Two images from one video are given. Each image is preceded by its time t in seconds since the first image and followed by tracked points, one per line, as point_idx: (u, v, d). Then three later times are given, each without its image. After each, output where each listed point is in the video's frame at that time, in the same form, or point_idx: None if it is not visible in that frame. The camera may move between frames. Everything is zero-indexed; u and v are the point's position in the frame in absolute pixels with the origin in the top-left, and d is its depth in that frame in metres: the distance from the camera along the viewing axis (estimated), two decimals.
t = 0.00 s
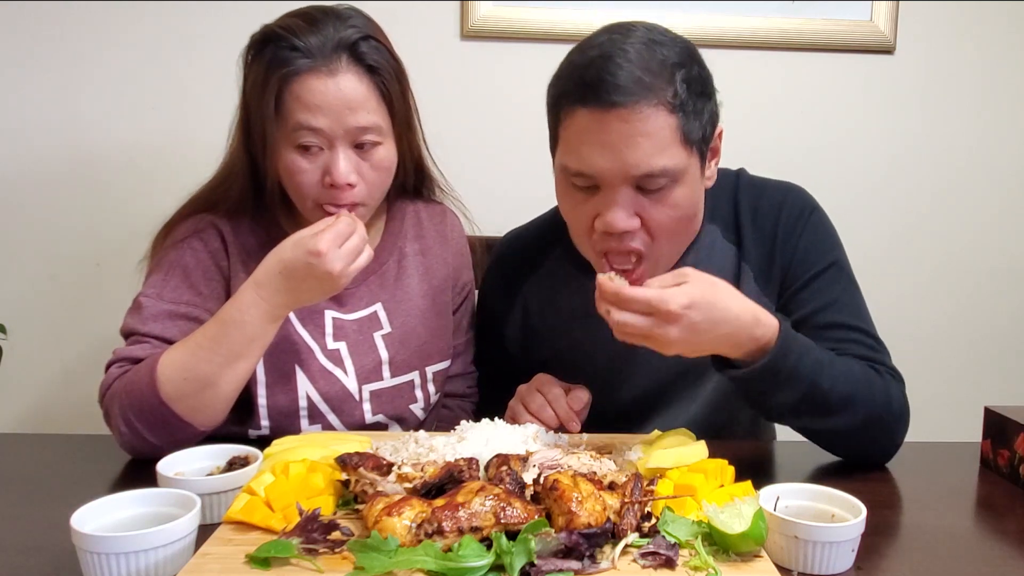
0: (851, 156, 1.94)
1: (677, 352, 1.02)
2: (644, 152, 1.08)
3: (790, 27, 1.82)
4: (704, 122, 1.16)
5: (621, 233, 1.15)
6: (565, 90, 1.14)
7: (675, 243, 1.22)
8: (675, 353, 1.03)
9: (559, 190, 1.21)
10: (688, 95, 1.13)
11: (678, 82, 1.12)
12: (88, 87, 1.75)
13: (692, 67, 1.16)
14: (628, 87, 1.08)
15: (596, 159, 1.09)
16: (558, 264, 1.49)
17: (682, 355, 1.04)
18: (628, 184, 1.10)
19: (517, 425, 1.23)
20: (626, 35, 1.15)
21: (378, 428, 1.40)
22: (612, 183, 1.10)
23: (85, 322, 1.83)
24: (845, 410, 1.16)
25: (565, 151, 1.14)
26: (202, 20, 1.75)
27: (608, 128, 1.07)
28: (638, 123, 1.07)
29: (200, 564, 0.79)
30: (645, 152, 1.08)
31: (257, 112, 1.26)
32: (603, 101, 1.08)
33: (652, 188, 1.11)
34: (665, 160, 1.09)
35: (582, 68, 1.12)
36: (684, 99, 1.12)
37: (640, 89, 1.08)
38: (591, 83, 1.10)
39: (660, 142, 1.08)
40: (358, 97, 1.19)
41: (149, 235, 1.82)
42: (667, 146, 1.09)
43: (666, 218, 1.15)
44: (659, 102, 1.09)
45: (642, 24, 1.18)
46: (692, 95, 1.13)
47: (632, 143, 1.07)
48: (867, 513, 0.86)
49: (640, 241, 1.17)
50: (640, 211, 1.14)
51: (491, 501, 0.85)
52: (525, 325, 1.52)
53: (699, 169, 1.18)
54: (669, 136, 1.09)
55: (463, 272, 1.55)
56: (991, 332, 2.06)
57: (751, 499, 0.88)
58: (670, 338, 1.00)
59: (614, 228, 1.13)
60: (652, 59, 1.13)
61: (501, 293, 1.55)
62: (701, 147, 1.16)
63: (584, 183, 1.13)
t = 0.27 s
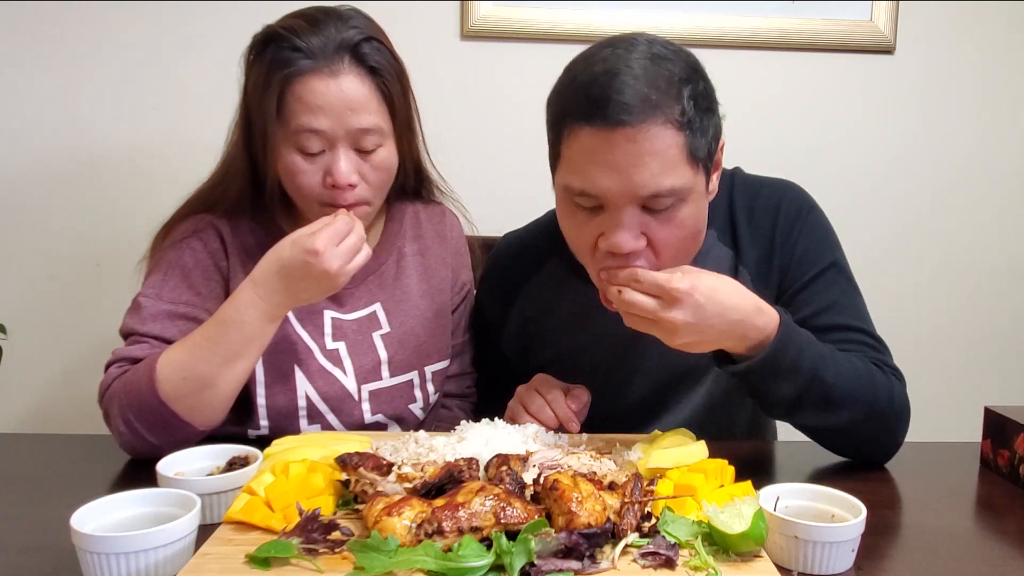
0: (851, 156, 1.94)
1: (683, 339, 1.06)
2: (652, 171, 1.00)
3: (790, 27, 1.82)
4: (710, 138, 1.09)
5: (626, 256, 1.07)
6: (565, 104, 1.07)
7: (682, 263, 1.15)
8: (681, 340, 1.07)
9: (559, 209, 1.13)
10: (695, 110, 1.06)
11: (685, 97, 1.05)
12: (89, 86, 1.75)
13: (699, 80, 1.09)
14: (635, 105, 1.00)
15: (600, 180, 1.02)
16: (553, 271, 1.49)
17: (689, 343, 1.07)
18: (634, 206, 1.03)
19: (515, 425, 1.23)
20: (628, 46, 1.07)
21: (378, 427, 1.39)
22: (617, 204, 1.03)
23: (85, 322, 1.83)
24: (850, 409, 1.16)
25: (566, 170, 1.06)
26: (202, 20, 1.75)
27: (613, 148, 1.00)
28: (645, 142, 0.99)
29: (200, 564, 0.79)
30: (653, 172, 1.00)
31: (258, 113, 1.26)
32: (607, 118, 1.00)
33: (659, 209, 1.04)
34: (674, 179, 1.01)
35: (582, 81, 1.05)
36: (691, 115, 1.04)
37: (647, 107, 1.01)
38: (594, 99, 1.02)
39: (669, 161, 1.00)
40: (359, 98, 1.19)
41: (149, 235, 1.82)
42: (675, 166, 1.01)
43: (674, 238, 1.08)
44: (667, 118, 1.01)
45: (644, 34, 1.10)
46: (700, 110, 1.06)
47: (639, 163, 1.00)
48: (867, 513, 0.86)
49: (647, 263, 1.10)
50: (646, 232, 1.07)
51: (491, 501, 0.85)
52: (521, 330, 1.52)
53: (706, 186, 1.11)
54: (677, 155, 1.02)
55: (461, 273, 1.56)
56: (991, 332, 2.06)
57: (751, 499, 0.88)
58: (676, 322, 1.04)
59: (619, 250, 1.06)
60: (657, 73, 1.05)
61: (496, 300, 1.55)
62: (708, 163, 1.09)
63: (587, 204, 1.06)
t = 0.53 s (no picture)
0: (851, 156, 1.94)
1: (706, 352, 1.01)
2: (646, 187, 1.01)
3: (790, 27, 1.82)
4: (704, 150, 1.09)
5: (621, 268, 1.08)
6: (560, 118, 1.07)
7: (675, 274, 1.16)
8: (705, 358, 1.02)
9: (554, 221, 1.14)
10: (689, 124, 1.06)
11: (678, 112, 1.05)
12: (89, 86, 1.75)
13: (693, 93, 1.09)
14: (628, 121, 1.00)
15: (594, 195, 1.02)
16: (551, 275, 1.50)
17: (710, 361, 1.03)
18: (628, 220, 1.03)
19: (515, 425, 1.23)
20: (622, 60, 1.08)
21: (375, 424, 1.40)
22: (611, 218, 1.03)
23: (85, 322, 1.84)
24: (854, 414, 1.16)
25: (560, 183, 1.07)
26: (202, 21, 1.75)
27: (606, 163, 1.00)
28: (639, 158, 1.00)
29: (200, 564, 0.79)
30: (646, 187, 1.01)
31: (277, 104, 1.27)
32: (602, 135, 1.01)
33: (653, 223, 1.05)
34: (668, 195, 1.02)
35: (577, 96, 1.05)
36: (685, 129, 1.05)
37: (640, 122, 1.01)
38: (586, 115, 1.02)
39: (662, 177, 1.01)
40: (378, 94, 1.20)
41: (149, 235, 1.82)
42: (668, 181, 1.02)
43: (667, 251, 1.09)
44: (660, 134, 1.02)
45: (638, 46, 1.11)
46: (693, 125, 1.07)
47: (633, 178, 1.00)
48: (867, 513, 0.86)
49: (641, 274, 1.10)
50: (640, 245, 1.07)
51: (491, 501, 0.85)
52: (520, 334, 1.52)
53: (701, 197, 1.11)
54: (671, 170, 1.02)
55: (464, 273, 1.55)
56: (991, 332, 2.06)
57: (751, 499, 0.88)
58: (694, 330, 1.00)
59: (614, 264, 1.06)
60: (650, 88, 1.05)
61: (494, 302, 1.55)
62: (702, 174, 1.10)
63: (581, 217, 1.06)
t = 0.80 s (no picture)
0: (851, 156, 1.93)
1: (663, 343, 1.05)
2: (639, 156, 1.04)
3: (790, 27, 1.82)
4: (697, 122, 1.13)
5: (617, 240, 1.11)
6: (556, 94, 1.11)
7: (672, 246, 1.18)
8: (668, 350, 1.05)
9: (552, 198, 1.17)
10: (681, 95, 1.10)
11: (670, 83, 1.09)
12: (89, 86, 1.75)
13: (685, 67, 1.13)
14: (622, 91, 1.04)
15: (589, 165, 1.05)
16: (553, 266, 1.47)
17: (676, 355, 1.06)
18: (624, 190, 1.06)
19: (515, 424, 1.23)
20: (616, 35, 1.12)
21: (377, 424, 1.40)
22: (607, 189, 1.06)
23: (84, 322, 1.83)
24: (839, 414, 1.17)
25: (558, 157, 1.10)
26: (202, 21, 1.75)
27: (600, 133, 1.04)
28: (631, 127, 1.03)
29: (200, 564, 0.79)
30: (640, 156, 1.04)
31: (303, 102, 1.28)
32: (595, 106, 1.04)
33: (648, 194, 1.08)
34: (660, 163, 1.05)
35: (572, 72, 1.09)
36: (678, 100, 1.09)
37: (633, 92, 1.05)
38: (582, 87, 1.06)
39: (655, 146, 1.05)
40: (402, 96, 1.22)
41: (149, 235, 1.82)
42: (662, 150, 1.05)
43: (662, 221, 1.12)
44: (652, 105, 1.06)
45: (631, 24, 1.15)
46: (685, 97, 1.11)
47: (625, 149, 1.04)
48: (867, 513, 0.86)
49: (638, 246, 1.13)
50: (636, 216, 1.10)
51: (491, 501, 0.85)
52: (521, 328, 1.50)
53: (696, 169, 1.15)
54: (664, 140, 1.06)
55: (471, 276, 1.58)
56: (991, 332, 2.06)
57: (751, 499, 0.88)
58: (643, 330, 1.06)
59: (610, 234, 1.09)
60: (643, 61, 1.09)
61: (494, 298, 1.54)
62: (696, 147, 1.13)
63: (577, 190, 1.10)
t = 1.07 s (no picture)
0: (851, 156, 1.94)
1: (641, 355, 1.08)
2: (640, 114, 1.12)
3: (790, 27, 1.82)
4: (697, 87, 1.21)
5: (621, 196, 1.18)
6: (565, 61, 1.19)
7: (674, 206, 1.25)
8: (649, 361, 1.07)
9: (560, 162, 1.25)
10: (681, 61, 1.18)
11: (670, 48, 1.17)
12: (89, 86, 1.75)
13: (684, 35, 1.21)
14: (625, 54, 1.13)
15: (593, 124, 1.13)
16: (560, 249, 1.50)
17: (658, 364, 1.07)
18: (626, 147, 1.14)
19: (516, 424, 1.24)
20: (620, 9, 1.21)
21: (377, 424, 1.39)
22: (611, 146, 1.14)
23: (84, 322, 1.83)
24: (832, 415, 1.17)
25: (566, 119, 1.18)
26: (202, 22, 1.75)
27: (604, 92, 1.12)
28: (632, 87, 1.12)
29: (200, 564, 0.79)
30: (642, 114, 1.12)
31: (325, 103, 1.28)
32: (599, 69, 1.13)
33: (650, 152, 1.16)
34: (661, 122, 1.13)
35: (579, 40, 1.17)
36: (677, 64, 1.17)
37: (635, 55, 1.14)
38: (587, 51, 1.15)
39: (655, 105, 1.12)
40: (423, 97, 1.24)
41: (149, 235, 1.82)
42: (662, 109, 1.13)
43: (663, 179, 1.19)
44: (651, 67, 1.14)
45: None
46: (684, 63, 1.18)
47: (628, 106, 1.12)
48: (867, 513, 0.86)
49: (640, 203, 1.20)
50: (638, 174, 1.18)
51: (491, 501, 0.85)
52: (526, 314, 1.52)
53: (696, 133, 1.22)
54: (663, 100, 1.14)
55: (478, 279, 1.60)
56: (991, 331, 2.06)
57: (751, 499, 0.88)
58: (621, 348, 1.10)
59: (614, 191, 1.16)
60: (644, 28, 1.18)
61: (506, 285, 1.55)
62: (696, 111, 1.21)
63: (584, 150, 1.18)
